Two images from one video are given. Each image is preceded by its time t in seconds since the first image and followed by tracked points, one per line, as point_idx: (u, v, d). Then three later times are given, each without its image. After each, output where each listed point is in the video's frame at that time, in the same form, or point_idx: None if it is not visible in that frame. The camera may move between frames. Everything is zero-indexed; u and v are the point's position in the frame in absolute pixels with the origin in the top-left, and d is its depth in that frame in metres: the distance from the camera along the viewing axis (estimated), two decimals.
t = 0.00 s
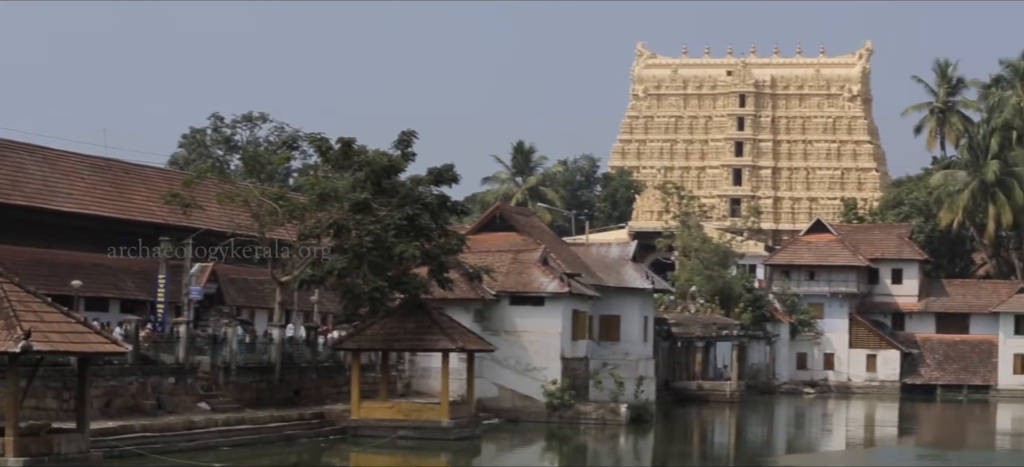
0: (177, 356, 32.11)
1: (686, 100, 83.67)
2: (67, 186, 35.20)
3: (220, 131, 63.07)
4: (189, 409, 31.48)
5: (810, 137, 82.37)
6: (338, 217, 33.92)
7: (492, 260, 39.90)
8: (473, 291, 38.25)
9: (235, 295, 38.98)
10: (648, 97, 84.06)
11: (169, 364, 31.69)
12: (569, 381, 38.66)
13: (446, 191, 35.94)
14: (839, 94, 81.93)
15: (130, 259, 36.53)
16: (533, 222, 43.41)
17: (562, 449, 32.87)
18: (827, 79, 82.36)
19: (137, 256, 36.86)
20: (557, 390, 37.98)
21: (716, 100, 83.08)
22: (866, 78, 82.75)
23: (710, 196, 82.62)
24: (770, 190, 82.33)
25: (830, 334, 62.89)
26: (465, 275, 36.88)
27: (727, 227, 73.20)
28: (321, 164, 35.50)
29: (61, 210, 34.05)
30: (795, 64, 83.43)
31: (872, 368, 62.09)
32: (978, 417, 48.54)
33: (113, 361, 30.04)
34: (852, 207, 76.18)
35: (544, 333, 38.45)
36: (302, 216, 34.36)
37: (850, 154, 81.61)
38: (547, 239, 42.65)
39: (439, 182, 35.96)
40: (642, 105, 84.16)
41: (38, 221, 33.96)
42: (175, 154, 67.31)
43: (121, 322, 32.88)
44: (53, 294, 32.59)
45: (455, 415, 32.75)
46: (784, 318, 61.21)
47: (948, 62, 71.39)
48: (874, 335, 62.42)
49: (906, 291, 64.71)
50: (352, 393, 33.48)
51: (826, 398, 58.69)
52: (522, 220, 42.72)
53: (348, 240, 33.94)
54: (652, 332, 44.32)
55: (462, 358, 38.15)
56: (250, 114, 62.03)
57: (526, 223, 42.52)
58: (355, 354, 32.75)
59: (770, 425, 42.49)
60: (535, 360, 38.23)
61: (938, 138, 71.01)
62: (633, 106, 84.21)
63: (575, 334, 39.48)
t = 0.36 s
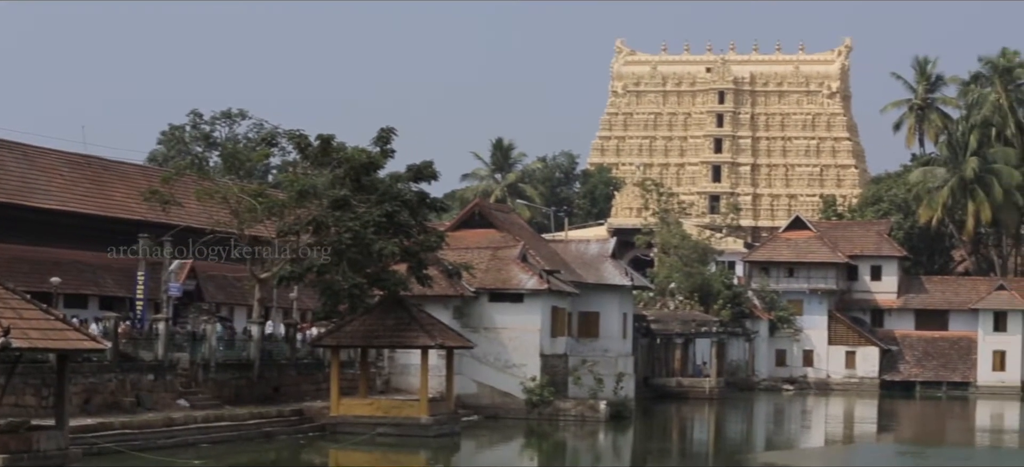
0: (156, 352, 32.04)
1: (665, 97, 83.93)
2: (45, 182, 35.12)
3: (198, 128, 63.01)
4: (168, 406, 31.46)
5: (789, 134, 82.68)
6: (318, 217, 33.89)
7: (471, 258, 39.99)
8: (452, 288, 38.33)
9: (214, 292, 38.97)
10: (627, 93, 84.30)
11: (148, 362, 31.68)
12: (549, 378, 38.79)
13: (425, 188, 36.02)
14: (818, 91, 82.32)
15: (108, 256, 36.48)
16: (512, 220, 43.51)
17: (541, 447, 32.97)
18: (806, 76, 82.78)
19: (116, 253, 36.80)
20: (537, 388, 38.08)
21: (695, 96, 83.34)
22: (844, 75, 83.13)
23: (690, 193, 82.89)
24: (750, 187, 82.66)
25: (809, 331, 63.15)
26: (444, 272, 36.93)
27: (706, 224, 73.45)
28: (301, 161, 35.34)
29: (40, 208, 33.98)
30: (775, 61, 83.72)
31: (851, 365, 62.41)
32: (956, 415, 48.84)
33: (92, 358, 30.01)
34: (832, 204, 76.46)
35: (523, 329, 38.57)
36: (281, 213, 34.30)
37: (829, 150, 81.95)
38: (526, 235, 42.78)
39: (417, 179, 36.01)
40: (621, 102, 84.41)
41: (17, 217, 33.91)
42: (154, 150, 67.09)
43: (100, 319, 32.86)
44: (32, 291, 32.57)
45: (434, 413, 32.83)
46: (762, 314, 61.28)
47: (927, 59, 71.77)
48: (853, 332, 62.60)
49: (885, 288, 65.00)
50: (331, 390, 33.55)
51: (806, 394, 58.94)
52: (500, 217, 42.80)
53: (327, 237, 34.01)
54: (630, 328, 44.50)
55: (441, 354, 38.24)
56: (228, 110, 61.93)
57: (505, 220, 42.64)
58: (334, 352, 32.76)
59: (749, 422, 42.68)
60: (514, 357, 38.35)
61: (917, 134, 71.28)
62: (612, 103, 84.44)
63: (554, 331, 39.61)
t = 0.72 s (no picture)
0: (136, 348, 32.04)
1: (645, 93, 84.14)
2: (25, 179, 35.09)
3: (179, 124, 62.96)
4: (148, 402, 31.47)
5: (769, 131, 82.95)
6: (298, 213, 33.96)
7: (452, 254, 40.07)
8: (433, 284, 38.40)
9: (194, 288, 38.98)
10: (608, 90, 84.51)
11: (128, 358, 31.69)
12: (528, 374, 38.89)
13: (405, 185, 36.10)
14: (798, 87, 82.39)
15: (88, 252, 36.46)
16: (493, 216, 43.59)
17: (521, 443, 33.07)
18: (786, 73, 82.95)
19: (96, 249, 36.79)
20: (517, 384, 38.18)
21: (675, 93, 83.57)
22: (825, 72, 83.34)
23: (670, 189, 83.13)
24: (729, 183, 82.98)
25: (789, 328, 63.45)
26: (425, 268, 37.00)
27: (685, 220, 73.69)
28: (280, 158, 35.43)
29: (20, 204, 33.96)
30: (755, 57, 83.96)
31: (831, 361, 62.61)
32: (936, 411, 49.12)
33: (71, 355, 30.01)
34: (811, 200, 76.80)
35: (503, 325, 38.68)
36: (261, 209, 34.36)
37: (809, 147, 82.25)
38: (507, 232, 42.87)
39: (398, 176, 36.10)
40: (601, 98, 84.63)
41: None
42: (135, 146, 66.98)
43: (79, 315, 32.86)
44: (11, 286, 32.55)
45: (414, 409, 32.90)
46: (743, 311, 61.75)
47: (907, 56, 72.08)
48: (833, 329, 62.97)
49: (865, 284, 65.19)
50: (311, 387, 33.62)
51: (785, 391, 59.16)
52: (481, 213, 42.90)
53: (306, 233, 34.07)
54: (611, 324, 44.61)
55: (421, 351, 38.31)
56: (208, 107, 61.88)
57: (486, 216, 42.72)
58: (314, 348, 32.79)
59: (730, 418, 42.83)
60: (493, 353, 38.45)
61: (896, 131, 71.62)
62: (592, 99, 84.64)
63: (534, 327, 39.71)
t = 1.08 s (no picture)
0: (116, 344, 32.03)
1: (625, 89, 84.29)
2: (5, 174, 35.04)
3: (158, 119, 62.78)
4: (128, 398, 31.47)
5: (749, 127, 83.21)
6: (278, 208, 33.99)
7: (432, 250, 40.14)
8: (413, 280, 38.46)
9: (174, 283, 38.96)
10: (588, 86, 84.67)
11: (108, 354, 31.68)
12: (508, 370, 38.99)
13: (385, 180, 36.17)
14: (778, 84, 82.69)
15: (67, 248, 36.41)
16: (473, 211, 43.68)
17: (501, 439, 33.17)
18: (766, 69, 83.21)
19: (76, 245, 36.74)
20: (497, 380, 38.28)
21: (655, 89, 83.76)
22: (805, 68, 83.65)
23: (650, 185, 83.30)
24: (710, 179, 83.21)
25: (768, 324, 63.62)
26: (404, 264, 37.06)
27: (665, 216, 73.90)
28: (260, 153, 35.45)
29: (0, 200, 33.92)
30: (735, 53, 84.20)
31: (811, 358, 62.93)
32: (916, 407, 49.39)
33: (51, 351, 30.00)
34: (791, 197, 77.09)
35: (483, 321, 38.78)
36: (241, 205, 34.42)
37: (790, 143, 82.55)
38: (486, 227, 42.97)
39: (378, 172, 36.16)
40: (581, 94, 84.50)
41: None
42: (116, 142, 66.83)
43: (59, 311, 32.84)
44: None
45: (394, 405, 32.97)
46: (723, 306, 62.15)
47: (888, 52, 72.36)
48: (813, 325, 63.22)
49: (845, 281, 65.51)
50: (291, 383, 33.66)
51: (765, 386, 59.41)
52: (460, 209, 42.98)
53: (286, 229, 34.11)
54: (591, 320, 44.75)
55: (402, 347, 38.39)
56: (188, 102, 61.75)
57: (466, 212, 42.79)
58: (294, 344, 32.84)
59: (711, 414, 42.99)
60: (473, 348, 38.56)
61: (877, 127, 71.94)
62: (573, 95, 84.80)
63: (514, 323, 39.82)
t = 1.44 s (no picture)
0: (98, 340, 32.05)
1: (608, 86, 84.46)
2: None
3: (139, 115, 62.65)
4: (111, 393, 31.48)
5: (731, 123, 83.47)
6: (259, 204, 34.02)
7: (414, 246, 40.22)
8: (395, 276, 38.54)
9: (157, 279, 38.94)
10: (570, 82, 84.81)
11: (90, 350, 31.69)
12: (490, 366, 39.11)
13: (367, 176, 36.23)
14: (760, 80, 82.97)
15: (49, 244, 36.38)
16: (455, 207, 43.78)
17: (483, 435, 33.28)
18: (748, 66, 83.47)
19: (58, 241, 36.70)
20: (479, 376, 38.39)
21: (638, 85, 83.94)
22: (787, 64, 83.92)
23: (632, 182, 83.46)
24: (692, 175, 83.36)
25: (751, 320, 63.78)
26: (386, 261, 37.12)
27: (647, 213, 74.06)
28: (241, 149, 35.46)
29: None
30: (718, 50, 84.44)
31: (794, 354, 63.17)
32: (897, 403, 49.68)
33: (33, 347, 30.01)
34: (773, 193, 77.35)
35: (464, 317, 38.86)
36: (223, 201, 34.42)
37: (772, 139, 82.82)
38: (468, 223, 43.08)
39: (359, 168, 36.22)
40: (563, 91, 84.96)
41: None
42: (98, 138, 66.68)
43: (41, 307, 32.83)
44: None
45: (377, 401, 33.05)
46: (705, 303, 62.21)
47: (870, 49, 72.66)
48: (795, 321, 63.41)
49: (827, 277, 65.81)
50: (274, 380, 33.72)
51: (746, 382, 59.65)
52: (442, 205, 43.08)
53: (268, 225, 34.14)
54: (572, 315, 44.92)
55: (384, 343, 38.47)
56: (170, 99, 61.68)
57: (447, 208, 42.87)
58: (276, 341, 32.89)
59: (693, 410, 43.20)
60: (455, 345, 38.66)
61: (859, 124, 72.26)
62: (555, 92, 84.94)
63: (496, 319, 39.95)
